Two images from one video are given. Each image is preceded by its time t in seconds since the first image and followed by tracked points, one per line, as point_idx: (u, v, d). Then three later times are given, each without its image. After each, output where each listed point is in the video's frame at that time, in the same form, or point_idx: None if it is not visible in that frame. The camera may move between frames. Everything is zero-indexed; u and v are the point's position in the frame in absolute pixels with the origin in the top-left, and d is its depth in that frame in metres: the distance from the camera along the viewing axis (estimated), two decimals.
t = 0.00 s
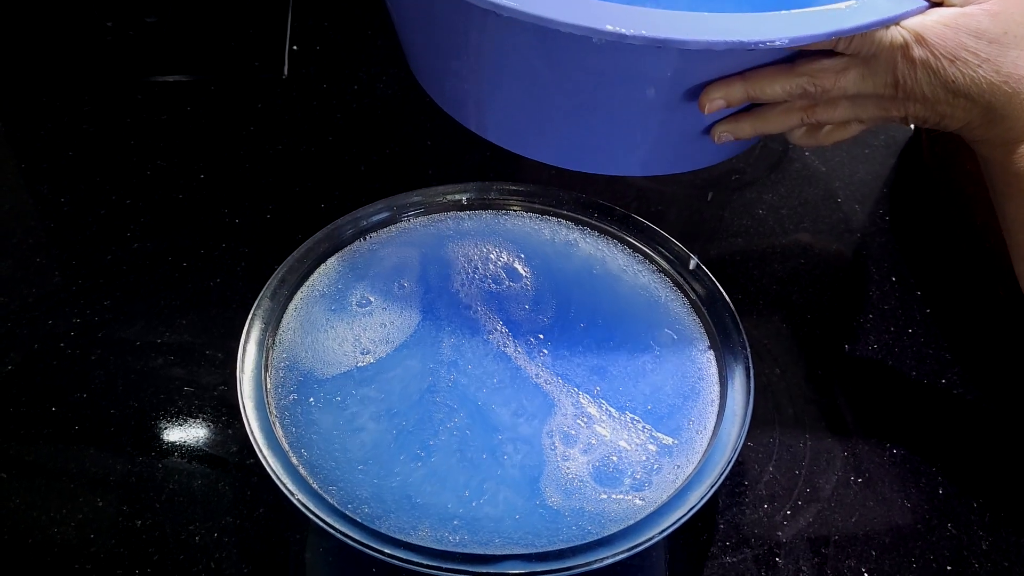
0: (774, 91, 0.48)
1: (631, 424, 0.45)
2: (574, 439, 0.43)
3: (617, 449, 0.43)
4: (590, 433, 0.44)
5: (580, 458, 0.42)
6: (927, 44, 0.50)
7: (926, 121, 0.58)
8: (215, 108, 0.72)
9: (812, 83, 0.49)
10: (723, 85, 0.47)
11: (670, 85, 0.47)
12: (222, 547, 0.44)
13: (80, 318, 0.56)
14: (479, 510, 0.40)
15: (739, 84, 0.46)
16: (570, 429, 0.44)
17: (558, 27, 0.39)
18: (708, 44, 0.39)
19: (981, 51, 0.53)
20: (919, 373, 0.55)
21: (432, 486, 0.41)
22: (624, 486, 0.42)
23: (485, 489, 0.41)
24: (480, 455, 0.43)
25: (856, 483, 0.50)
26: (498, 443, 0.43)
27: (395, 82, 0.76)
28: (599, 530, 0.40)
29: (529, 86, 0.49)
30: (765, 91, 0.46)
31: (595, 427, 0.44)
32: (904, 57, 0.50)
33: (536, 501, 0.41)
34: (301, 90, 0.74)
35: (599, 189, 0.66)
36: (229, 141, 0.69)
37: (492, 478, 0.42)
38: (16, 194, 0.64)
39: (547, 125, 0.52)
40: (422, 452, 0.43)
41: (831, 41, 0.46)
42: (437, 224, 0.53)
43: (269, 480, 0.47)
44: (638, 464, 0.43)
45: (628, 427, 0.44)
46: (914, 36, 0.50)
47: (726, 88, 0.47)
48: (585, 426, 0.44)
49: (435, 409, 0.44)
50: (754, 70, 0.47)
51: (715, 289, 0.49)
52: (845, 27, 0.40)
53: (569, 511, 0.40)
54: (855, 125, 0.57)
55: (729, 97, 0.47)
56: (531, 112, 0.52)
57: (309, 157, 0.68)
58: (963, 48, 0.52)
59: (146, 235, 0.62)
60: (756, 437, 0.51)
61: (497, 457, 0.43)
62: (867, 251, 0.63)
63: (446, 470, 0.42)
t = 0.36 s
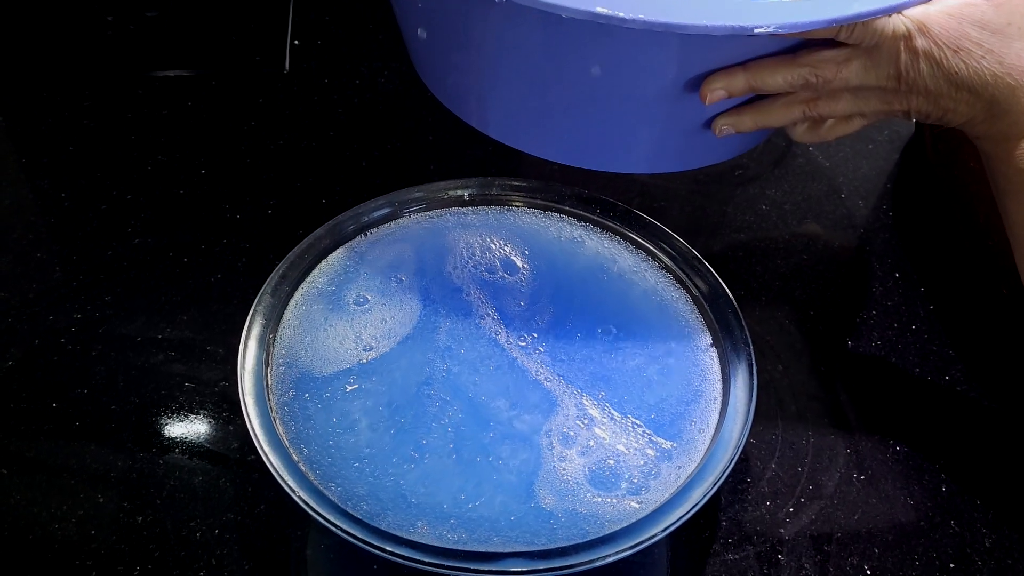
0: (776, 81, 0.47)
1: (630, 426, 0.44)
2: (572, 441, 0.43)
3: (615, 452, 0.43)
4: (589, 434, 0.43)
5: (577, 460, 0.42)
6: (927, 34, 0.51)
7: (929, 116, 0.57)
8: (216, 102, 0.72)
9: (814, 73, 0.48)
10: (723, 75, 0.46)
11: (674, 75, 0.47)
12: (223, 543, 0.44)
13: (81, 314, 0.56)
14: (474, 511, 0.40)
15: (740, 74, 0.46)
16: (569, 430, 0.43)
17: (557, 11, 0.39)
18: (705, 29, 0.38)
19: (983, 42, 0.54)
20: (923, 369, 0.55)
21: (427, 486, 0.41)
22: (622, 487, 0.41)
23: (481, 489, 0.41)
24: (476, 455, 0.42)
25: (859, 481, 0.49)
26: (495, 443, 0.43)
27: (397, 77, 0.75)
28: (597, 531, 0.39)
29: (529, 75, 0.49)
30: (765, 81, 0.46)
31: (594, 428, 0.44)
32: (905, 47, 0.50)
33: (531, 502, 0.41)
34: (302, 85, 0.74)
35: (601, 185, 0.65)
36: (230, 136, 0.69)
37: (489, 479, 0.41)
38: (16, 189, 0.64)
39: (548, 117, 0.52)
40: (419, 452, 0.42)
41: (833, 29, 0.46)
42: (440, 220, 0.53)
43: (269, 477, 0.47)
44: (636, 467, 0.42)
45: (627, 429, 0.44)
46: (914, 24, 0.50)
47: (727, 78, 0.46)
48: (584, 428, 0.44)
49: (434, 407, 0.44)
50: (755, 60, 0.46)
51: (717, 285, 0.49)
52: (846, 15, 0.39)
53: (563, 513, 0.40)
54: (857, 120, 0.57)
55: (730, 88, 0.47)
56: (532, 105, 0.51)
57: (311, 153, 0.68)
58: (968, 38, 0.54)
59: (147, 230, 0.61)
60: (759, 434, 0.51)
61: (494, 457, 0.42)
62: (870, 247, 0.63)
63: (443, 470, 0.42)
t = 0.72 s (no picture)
0: (778, 72, 0.47)
1: (631, 428, 0.44)
2: (572, 441, 0.43)
3: (614, 454, 0.42)
4: (589, 435, 0.43)
5: (575, 461, 0.42)
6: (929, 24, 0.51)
7: (932, 109, 0.57)
8: (217, 97, 0.71)
9: (816, 64, 0.48)
10: (726, 65, 0.46)
11: (676, 67, 0.46)
12: (225, 540, 0.44)
13: (82, 309, 0.56)
14: (471, 510, 0.40)
15: (743, 64, 0.46)
16: (569, 431, 0.43)
17: None
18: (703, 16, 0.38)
19: (986, 31, 0.54)
20: (926, 366, 0.55)
21: (424, 485, 0.41)
22: (622, 488, 0.41)
23: (479, 488, 0.41)
24: (475, 455, 0.42)
25: (862, 477, 0.49)
26: (494, 442, 0.42)
27: (399, 71, 0.75)
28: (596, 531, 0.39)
29: (531, 65, 0.48)
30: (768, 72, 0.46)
31: (595, 429, 0.43)
32: (908, 37, 0.50)
33: (528, 502, 0.40)
34: (303, 80, 0.73)
35: (603, 180, 0.65)
36: (231, 131, 0.69)
37: (487, 478, 0.41)
38: (16, 184, 0.63)
39: (549, 109, 0.51)
40: (417, 451, 0.42)
41: (837, 17, 0.46)
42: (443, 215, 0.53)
43: (271, 473, 0.47)
44: (635, 470, 0.42)
45: (628, 431, 0.43)
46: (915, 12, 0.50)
47: (730, 69, 0.46)
48: (585, 428, 0.43)
49: (434, 405, 0.44)
50: (757, 50, 0.46)
51: (720, 281, 0.49)
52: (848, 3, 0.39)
53: (560, 514, 0.40)
54: (860, 112, 0.57)
55: (733, 79, 0.46)
56: (532, 96, 0.51)
57: (312, 148, 0.68)
58: (971, 28, 0.53)
59: (147, 225, 0.61)
60: (761, 430, 0.50)
61: (493, 456, 0.42)
62: (873, 242, 0.62)
63: (441, 469, 0.41)
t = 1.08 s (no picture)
0: (782, 62, 0.47)
1: (631, 430, 0.43)
2: (571, 443, 0.42)
3: (613, 457, 0.42)
4: (589, 437, 0.43)
5: (573, 463, 0.42)
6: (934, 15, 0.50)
7: (936, 102, 0.56)
8: (217, 92, 0.71)
9: (821, 54, 0.48)
10: (730, 54, 0.46)
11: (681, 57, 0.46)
12: (226, 536, 0.44)
13: (82, 305, 0.55)
14: (467, 510, 0.40)
15: (747, 52, 0.46)
16: (569, 432, 0.43)
17: None
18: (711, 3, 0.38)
19: (990, 23, 0.54)
20: (930, 361, 0.55)
21: (420, 486, 0.40)
22: (622, 489, 0.41)
23: (478, 488, 0.40)
24: (473, 456, 0.42)
25: (865, 474, 0.49)
26: (492, 442, 0.42)
27: (400, 65, 0.74)
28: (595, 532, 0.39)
29: (537, 53, 0.48)
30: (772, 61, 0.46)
31: (595, 431, 0.43)
32: (914, 27, 0.49)
33: (525, 503, 0.40)
34: (304, 74, 0.73)
35: (605, 175, 0.65)
36: (231, 126, 0.69)
37: (484, 479, 0.41)
38: (17, 179, 0.63)
39: (553, 99, 0.51)
40: (416, 450, 0.42)
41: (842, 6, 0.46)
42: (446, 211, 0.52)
43: (272, 470, 0.47)
44: (635, 472, 0.41)
45: (628, 433, 0.43)
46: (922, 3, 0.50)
47: (735, 58, 0.46)
48: (585, 430, 0.43)
49: (434, 404, 0.43)
50: (761, 40, 0.46)
51: (724, 277, 0.48)
52: None
53: (557, 515, 0.40)
54: (864, 105, 0.56)
55: (737, 67, 0.46)
56: (536, 87, 0.51)
57: (313, 143, 0.67)
58: (976, 19, 0.53)
59: (148, 221, 0.61)
60: (764, 427, 0.50)
61: (492, 457, 0.42)
62: (877, 237, 0.62)
63: (441, 469, 0.41)
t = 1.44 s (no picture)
0: (789, 53, 0.47)
1: (630, 432, 0.43)
2: (569, 444, 0.42)
3: (611, 459, 0.41)
4: (587, 439, 0.42)
5: (570, 464, 0.41)
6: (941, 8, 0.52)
7: (944, 97, 0.57)
8: (216, 87, 0.71)
9: (829, 46, 0.48)
10: (738, 44, 0.46)
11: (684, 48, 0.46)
12: (225, 535, 0.44)
13: (81, 302, 0.55)
14: (461, 512, 0.39)
15: (755, 43, 0.46)
16: (566, 434, 0.42)
17: None
18: None
19: (994, 19, 0.55)
20: (933, 359, 0.54)
21: (415, 487, 0.40)
22: (620, 491, 0.40)
23: (473, 490, 0.40)
24: (468, 457, 0.41)
25: (867, 472, 0.49)
26: (489, 443, 0.42)
27: (400, 60, 0.74)
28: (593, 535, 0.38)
29: (546, 38, 0.48)
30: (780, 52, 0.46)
31: (593, 433, 0.42)
32: (922, 18, 0.50)
33: (519, 505, 0.39)
34: (304, 69, 0.72)
35: (606, 171, 0.64)
36: (231, 121, 0.68)
37: (480, 481, 0.40)
38: (15, 174, 0.63)
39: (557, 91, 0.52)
40: (411, 450, 0.41)
41: None
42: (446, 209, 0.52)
43: (271, 468, 0.47)
44: (632, 475, 0.41)
45: (627, 435, 0.42)
46: None
47: (742, 48, 0.46)
48: (583, 432, 0.42)
49: (431, 402, 0.43)
50: (769, 31, 0.46)
51: (726, 273, 0.48)
52: None
53: (553, 518, 0.39)
54: (870, 99, 0.56)
55: (744, 59, 0.46)
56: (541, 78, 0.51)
57: (312, 138, 0.67)
58: (983, 13, 0.55)
59: (146, 217, 0.61)
60: (766, 425, 0.50)
61: (489, 457, 0.41)
62: (879, 234, 0.61)
63: (438, 469, 0.40)
